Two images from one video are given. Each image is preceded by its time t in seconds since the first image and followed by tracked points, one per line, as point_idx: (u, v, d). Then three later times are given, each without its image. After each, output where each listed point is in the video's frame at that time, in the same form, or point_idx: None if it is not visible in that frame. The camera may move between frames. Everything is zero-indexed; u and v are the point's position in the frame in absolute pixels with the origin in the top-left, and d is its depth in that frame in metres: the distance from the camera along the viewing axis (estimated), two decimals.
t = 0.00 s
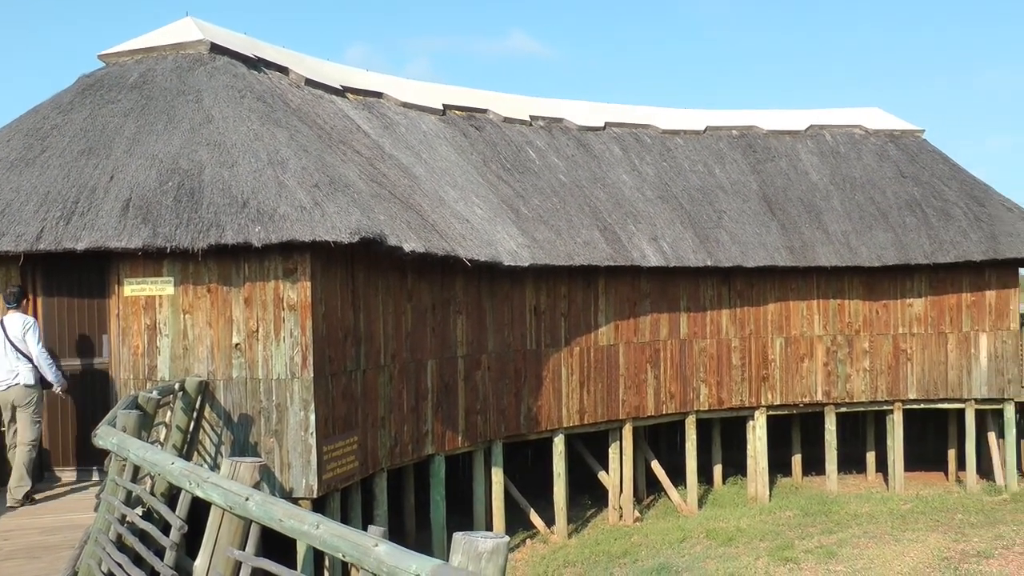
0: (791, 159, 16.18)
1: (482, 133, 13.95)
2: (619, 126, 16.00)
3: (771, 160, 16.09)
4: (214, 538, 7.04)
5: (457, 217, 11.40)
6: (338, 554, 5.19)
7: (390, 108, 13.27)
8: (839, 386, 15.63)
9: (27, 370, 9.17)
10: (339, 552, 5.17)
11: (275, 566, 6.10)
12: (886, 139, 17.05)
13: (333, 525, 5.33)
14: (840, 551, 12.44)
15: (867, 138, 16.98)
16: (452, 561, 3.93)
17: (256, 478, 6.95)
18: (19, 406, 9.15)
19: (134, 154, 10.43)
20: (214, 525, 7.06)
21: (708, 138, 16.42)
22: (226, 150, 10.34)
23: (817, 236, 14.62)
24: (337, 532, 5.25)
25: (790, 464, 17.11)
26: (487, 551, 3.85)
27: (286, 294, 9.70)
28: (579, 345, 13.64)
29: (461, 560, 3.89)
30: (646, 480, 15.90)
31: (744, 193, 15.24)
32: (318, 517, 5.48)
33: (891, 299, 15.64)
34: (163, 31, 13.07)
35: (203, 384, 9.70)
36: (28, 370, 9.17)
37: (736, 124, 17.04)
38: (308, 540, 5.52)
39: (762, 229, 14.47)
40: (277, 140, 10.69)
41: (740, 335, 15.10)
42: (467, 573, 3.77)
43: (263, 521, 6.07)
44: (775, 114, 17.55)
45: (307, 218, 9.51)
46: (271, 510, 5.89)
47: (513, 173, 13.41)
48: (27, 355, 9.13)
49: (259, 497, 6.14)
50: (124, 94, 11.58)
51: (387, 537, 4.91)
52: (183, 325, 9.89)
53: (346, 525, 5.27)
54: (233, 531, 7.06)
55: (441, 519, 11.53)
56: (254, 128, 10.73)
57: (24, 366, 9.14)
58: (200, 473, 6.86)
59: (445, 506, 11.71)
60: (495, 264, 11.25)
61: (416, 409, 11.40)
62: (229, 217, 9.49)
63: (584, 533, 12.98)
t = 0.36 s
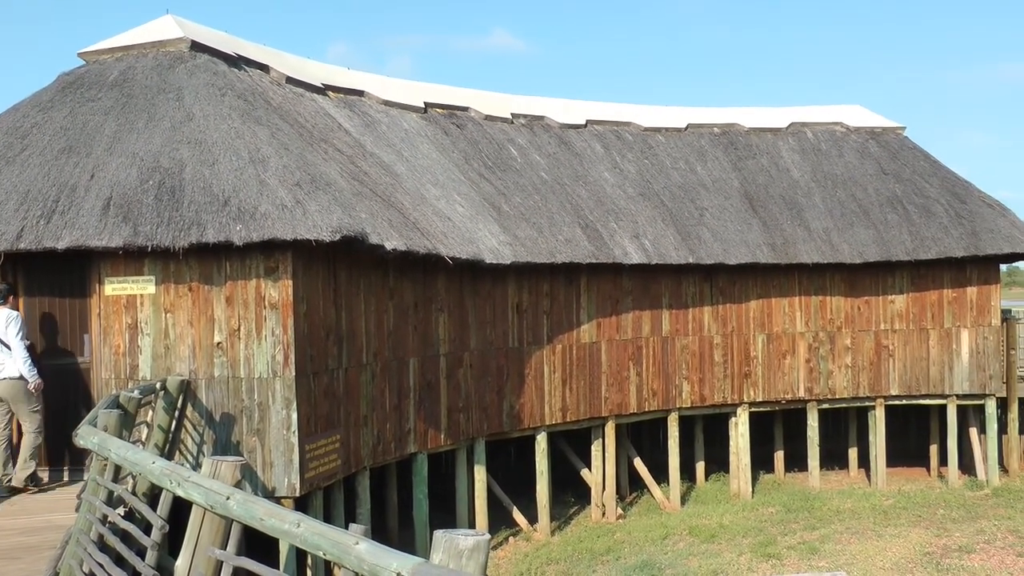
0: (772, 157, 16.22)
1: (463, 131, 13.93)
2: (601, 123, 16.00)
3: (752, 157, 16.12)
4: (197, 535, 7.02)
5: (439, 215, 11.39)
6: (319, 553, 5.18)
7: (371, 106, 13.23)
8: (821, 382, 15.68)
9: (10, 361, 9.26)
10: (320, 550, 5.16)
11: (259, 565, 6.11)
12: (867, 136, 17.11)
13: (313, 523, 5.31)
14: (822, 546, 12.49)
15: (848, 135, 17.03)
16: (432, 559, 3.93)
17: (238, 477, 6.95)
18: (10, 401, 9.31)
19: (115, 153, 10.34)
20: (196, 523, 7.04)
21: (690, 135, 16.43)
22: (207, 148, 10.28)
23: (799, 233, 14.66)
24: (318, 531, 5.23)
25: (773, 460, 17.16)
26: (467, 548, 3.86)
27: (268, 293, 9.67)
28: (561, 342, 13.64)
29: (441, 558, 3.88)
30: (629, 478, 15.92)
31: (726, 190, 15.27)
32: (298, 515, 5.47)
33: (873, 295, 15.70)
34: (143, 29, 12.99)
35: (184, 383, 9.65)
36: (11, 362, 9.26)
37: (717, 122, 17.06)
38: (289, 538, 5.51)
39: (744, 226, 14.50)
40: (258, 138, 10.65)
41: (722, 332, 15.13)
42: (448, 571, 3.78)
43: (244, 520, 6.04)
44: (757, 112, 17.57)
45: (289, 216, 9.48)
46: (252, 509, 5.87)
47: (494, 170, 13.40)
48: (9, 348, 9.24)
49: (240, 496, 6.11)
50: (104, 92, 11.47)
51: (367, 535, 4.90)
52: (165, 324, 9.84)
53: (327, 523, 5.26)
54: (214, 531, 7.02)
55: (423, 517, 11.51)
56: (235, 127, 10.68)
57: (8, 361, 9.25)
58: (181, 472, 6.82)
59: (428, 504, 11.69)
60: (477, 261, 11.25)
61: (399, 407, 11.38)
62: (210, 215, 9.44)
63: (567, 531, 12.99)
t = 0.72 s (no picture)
0: (755, 154, 16.26)
1: (446, 129, 13.92)
2: (583, 121, 15.99)
3: (735, 155, 16.16)
4: (178, 535, 6.98)
5: (422, 213, 11.37)
6: (302, 551, 5.19)
7: (353, 104, 13.20)
8: (805, 379, 15.74)
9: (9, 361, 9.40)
10: (303, 549, 5.16)
11: (242, 566, 6.09)
12: (849, 134, 17.16)
13: (295, 522, 5.32)
14: (805, 543, 12.54)
15: (831, 133, 17.08)
16: (416, 556, 4.02)
17: (220, 475, 6.83)
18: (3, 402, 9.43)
19: (97, 150, 10.25)
20: (178, 521, 6.97)
21: (673, 133, 16.45)
22: (190, 146, 10.22)
23: (782, 231, 14.69)
24: (300, 529, 5.24)
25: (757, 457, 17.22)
26: (449, 547, 3.94)
27: (250, 291, 9.64)
28: (544, 340, 13.64)
29: (424, 555, 3.97)
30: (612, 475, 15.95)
31: (709, 188, 15.29)
32: (281, 514, 5.47)
33: (855, 292, 15.76)
34: (125, 26, 12.90)
35: (167, 382, 9.60)
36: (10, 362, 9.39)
37: (700, 119, 17.08)
38: (271, 537, 5.51)
39: (726, 223, 14.52)
40: (240, 136, 10.60)
41: (705, 329, 15.16)
42: (428, 570, 3.87)
43: (227, 519, 6.03)
44: (740, 110, 17.60)
45: (271, 214, 9.45)
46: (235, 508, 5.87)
47: (477, 168, 13.40)
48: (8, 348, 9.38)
49: (222, 495, 6.10)
50: (85, 89, 11.34)
51: (350, 534, 4.91)
52: (147, 323, 9.79)
53: (309, 522, 5.26)
54: (196, 530, 6.99)
55: (406, 515, 11.50)
56: (217, 124, 10.62)
57: (7, 362, 9.39)
58: (164, 471, 6.79)
59: (411, 502, 11.69)
60: (460, 259, 11.24)
61: (382, 405, 11.37)
62: (192, 213, 9.39)
63: (551, 528, 13.01)
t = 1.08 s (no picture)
0: (736, 153, 16.30)
1: (427, 127, 13.91)
2: (565, 119, 15.99)
3: (716, 154, 16.20)
4: (158, 534, 6.90)
5: (403, 211, 11.36)
6: (281, 550, 5.18)
7: (335, 101, 13.15)
8: (785, 376, 15.80)
9: (10, 359, 9.53)
10: (282, 547, 5.15)
11: (224, 566, 6.00)
12: (830, 133, 17.22)
13: (275, 521, 5.31)
14: (786, 539, 12.60)
15: (812, 132, 17.14)
16: (395, 555, 3.95)
17: (200, 474, 6.82)
18: None
19: (77, 147, 10.16)
20: (157, 521, 6.93)
21: (655, 131, 16.48)
22: (170, 143, 10.16)
23: (763, 229, 14.74)
24: (279, 528, 5.23)
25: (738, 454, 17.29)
26: (429, 545, 3.89)
27: (231, 289, 9.59)
28: (526, 338, 13.65)
29: (403, 554, 3.91)
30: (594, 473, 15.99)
31: (690, 186, 15.33)
32: (260, 513, 5.46)
33: (836, 290, 15.82)
34: (106, 22, 12.80)
35: (147, 380, 9.56)
36: (10, 359, 9.53)
37: (682, 118, 17.11)
38: (251, 536, 5.50)
39: (707, 222, 14.56)
40: (221, 133, 10.54)
41: (686, 327, 15.20)
42: (407, 567, 3.84)
43: (206, 518, 6.01)
44: (721, 109, 17.65)
45: (252, 212, 9.40)
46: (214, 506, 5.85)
47: (458, 166, 13.40)
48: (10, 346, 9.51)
49: (202, 494, 6.08)
50: (65, 86, 11.24)
51: (329, 532, 4.91)
52: (127, 321, 9.73)
53: (289, 520, 5.26)
54: (175, 529, 6.93)
55: (388, 513, 11.49)
56: (197, 121, 10.56)
57: (6, 356, 9.50)
58: (143, 470, 6.75)
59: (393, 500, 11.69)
60: (441, 257, 11.23)
61: (364, 403, 11.35)
62: (173, 210, 9.34)
63: (532, 526, 13.02)
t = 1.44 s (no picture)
0: (719, 151, 16.35)
1: (410, 125, 13.90)
2: (548, 117, 16.00)
3: (699, 152, 16.23)
4: (140, 533, 6.85)
5: (386, 209, 11.35)
6: (263, 549, 5.17)
7: (317, 99, 13.12)
8: (768, 374, 15.85)
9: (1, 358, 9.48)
10: (264, 546, 5.15)
11: (207, 566, 5.96)
12: (813, 131, 17.29)
13: (256, 520, 5.30)
14: (769, 537, 12.65)
15: (795, 130, 17.20)
16: (376, 553, 3.99)
17: (182, 474, 6.82)
18: None
19: (58, 144, 10.09)
20: (139, 520, 6.89)
21: (637, 129, 16.50)
22: (152, 140, 10.11)
23: (746, 227, 14.78)
24: (261, 527, 5.22)
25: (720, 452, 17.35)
26: (411, 543, 3.93)
27: (214, 287, 9.56)
28: (509, 336, 13.66)
29: (385, 552, 3.95)
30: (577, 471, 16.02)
31: (673, 184, 15.36)
32: (241, 512, 5.44)
33: (819, 288, 15.89)
34: (88, 18, 12.73)
35: (130, 379, 9.53)
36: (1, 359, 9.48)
37: (665, 116, 17.14)
38: (233, 535, 5.48)
39: (690, 220, 14.59)
40: (204, 130, 10.50)
41: (669, 325, 15.24)
42: (390, 565, 3.87)
43: (188, 517, 5.99)
44: (704, 108, 17.69)
45: (234, 210, 9.37)
46: (196, 505, 5.83)
47: (441, 164, 13.41)
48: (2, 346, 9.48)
49: (183, 492, 6.05)
50: (46, 83, 11.16)
51: (310, 530, 4.90)
52: (109, 319, 9.70)
53: (271, 519, 5.25)
54: (157, 528, 6.89)
55: (371, 512, 11.51)
56: (180, 119, 10.52)
57: None
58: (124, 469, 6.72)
59: (375, 498, 11.70)
60: (424, 255, 11.23)
61: (346, 401, 11.34)
62: (155, 208, 9.30)
63: (515, 525, 13.04)
